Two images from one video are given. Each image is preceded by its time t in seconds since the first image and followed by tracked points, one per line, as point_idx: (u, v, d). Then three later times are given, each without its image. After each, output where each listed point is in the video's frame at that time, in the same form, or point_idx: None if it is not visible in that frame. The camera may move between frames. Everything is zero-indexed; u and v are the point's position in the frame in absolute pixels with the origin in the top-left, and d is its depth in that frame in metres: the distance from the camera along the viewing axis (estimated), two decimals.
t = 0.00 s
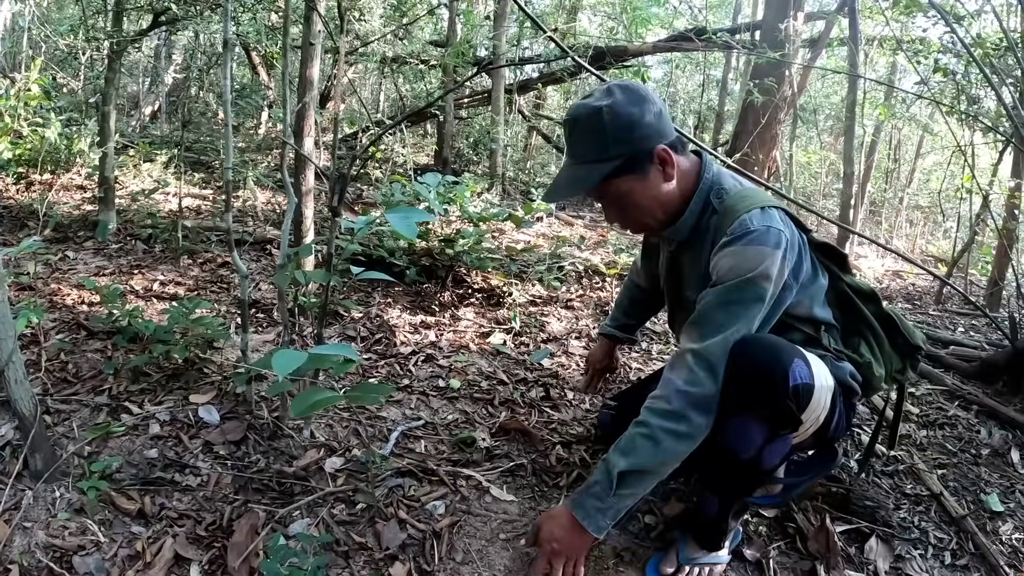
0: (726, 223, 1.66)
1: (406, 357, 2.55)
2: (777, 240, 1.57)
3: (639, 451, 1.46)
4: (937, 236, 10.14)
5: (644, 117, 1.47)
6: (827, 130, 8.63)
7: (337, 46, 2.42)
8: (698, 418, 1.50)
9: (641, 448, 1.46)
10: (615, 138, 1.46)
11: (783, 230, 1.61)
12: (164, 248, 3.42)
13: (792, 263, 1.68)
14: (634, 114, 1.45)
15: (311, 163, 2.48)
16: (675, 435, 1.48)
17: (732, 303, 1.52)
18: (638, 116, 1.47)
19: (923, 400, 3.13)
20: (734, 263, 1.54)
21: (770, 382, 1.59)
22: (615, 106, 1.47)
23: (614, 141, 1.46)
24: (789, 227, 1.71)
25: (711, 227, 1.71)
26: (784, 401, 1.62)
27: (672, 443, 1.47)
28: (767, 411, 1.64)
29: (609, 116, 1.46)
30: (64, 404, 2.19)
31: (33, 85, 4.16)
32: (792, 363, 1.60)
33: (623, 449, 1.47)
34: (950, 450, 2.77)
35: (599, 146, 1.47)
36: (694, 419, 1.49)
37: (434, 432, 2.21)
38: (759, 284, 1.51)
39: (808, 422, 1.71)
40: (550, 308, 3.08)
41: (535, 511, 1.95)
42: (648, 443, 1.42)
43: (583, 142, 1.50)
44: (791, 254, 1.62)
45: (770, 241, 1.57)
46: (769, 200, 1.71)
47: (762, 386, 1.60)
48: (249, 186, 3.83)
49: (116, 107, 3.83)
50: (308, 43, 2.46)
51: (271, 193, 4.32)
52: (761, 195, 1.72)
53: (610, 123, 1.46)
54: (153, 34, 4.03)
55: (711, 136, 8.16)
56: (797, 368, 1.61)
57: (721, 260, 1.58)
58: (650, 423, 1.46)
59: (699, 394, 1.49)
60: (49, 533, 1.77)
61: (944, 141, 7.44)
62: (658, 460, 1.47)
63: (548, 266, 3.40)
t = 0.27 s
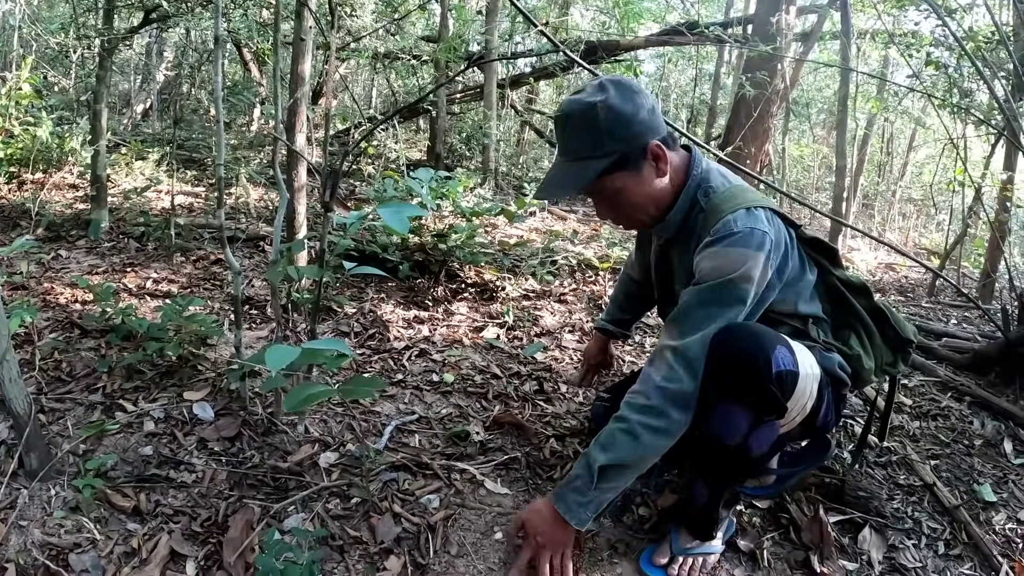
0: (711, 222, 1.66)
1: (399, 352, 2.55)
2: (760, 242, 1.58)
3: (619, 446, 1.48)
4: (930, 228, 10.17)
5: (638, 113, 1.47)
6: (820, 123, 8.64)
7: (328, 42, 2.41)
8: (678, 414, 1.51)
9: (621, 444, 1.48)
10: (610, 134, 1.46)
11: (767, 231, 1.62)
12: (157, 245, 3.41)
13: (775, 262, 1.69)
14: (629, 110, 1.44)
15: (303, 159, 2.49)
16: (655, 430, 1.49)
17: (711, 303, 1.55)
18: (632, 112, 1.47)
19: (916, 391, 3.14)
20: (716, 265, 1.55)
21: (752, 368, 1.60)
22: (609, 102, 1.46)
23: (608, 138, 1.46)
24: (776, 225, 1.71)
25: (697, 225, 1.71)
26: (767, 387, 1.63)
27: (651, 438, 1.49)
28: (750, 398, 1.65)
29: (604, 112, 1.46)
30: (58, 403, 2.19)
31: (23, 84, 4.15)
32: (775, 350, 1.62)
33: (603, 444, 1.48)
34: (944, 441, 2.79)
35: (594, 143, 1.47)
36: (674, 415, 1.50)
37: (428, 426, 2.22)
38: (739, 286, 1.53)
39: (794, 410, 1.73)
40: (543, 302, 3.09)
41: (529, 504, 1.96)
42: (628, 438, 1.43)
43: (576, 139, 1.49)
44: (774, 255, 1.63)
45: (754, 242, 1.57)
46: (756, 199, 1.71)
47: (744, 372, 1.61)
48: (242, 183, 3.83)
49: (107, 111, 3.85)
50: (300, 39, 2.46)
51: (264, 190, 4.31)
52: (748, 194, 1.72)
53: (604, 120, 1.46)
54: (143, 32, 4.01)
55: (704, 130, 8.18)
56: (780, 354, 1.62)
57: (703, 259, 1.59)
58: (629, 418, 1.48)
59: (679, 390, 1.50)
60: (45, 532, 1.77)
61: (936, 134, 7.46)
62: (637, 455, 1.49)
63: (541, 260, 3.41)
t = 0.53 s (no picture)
0: (700, 204, 1.68)
1: (393, 339, 2.56)
2: (749, 223, 1.60)
3: (612, 428, 1.49)
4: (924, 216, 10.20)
5: (645, 85, 1.54)
6: (813, 112, 8.65)
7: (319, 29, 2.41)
8: (670, 396, 1.52)
9: (613, 426, 1.49)
10: (620, 103, 1.51)
11: (755, 213, 1.63)
12: (150, 236, 3.41)
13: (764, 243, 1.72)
14: (640, 81, 1.51)
15: (295, 147, 2.49)
16: (647, 412, 1.51)
17: (701, 284, 1.56)
18: (640, 84, 1.53)
19: (909, 377, 3.17)
20: (705, 246, 1.57)
21: (740, 349, 1.61)
22: (621, 73, 1.52)
23: (619, 106, 1.50)
24: (764, 208, 1.73)
25: (686, 208, 1.73)
26: (757, 369, 1.65)
27: (644, 420, 1.50)
28: (739, 378, 1.67)
29: (615, 82, 1.51)
30: (53, 393, 2.20)
31: (14, 77, 4.11)
32: (765, 331, 1.63)
33: (596, 427, 1.49)
34: (936, 426, 2.82)
35: (605, 111, 1.50)
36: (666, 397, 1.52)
37: (422, 411, 2.24)
38: (728, 267, 1.55)
39: (785, 393, 1.74)
40: (536, 289, 3.10)
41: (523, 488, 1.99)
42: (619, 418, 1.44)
43: (586, 107, 1.52)
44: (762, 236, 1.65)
45: (742, 224, 1.59)
46: (745, 181, 1.73)
47: (730, 353, 1.63)
48: (235, 173, 3.82)
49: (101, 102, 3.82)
50: (290, 27, 2.45)
51: (257, 180, 4.30)
52: (738, 176, 1.74)
53: (616, 89, 1.50)
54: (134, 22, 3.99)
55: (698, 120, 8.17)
56: (770, 336, 1.63)
57: (693, 240, 1.61)
58: (621, 401, 1.49)
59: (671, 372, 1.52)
60: (41, 520, 1.78)
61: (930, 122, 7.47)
62: (631, 437, 1.50)
63: (534, 247, 3.42)
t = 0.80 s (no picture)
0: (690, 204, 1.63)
1: (394, 329, 2.56)
2: (736, 222, 1.52)
3: (567, 397, 1.32)
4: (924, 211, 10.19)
5: (665, 71, 1.57)
6: (815, 104, 8.61)
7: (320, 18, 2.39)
8: (638, 370, 1.35)
9: (569, 395, 1.32)
10: (643, 80, 1.52)
11: (746, 214, 1.56)
12: (150, 227, 3.40)
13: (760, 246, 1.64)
14: (664, 63, 1.53)
15: (296, 137, 2.49)
16: (610, 382, 1.34)
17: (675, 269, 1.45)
18: (660, 68, 1.55)
19: (909, 370, 3.17)
20: (685, 238, 1.49)
21: (741, 342, 1.61)
22: (646, 54, 1.54)
23: (641, 83, 1.52)
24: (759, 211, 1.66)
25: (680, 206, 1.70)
26: (760, 361, 1.64)
27: (605, 390, 1.33)
28: (741, 370, 1.68)
29: (640, 60, 1.53)
30: (53, 384, 2.20)
31: (13, 69, 4.09)
32: (768, 324, 1.62)
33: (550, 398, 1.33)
34: (936, 419, 2.82)
35: (627, 85, 1.51)
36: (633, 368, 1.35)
37: (423, 402, 2.23)
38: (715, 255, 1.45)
39: (788, 384, 1.74)
40: (537, 280, 3.09)
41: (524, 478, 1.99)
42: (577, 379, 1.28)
43: (608, 80, 1.53)
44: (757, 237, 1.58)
45: (730, 223, 1.52)
46: (739, 179, 1.70)
47: (732, 345, 1.63)
48: (235, 164, 3.81)
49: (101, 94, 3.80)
50: (291, 16, 2.43)
51: (257, 171, 4.29)
52: (733, 175, 1.70)
53: (640, 66, 1.52)
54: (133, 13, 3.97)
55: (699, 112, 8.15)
56: (772, 329, 1.63)
57: (682, 232, 1.53)
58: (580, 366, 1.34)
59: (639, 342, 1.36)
60: (41, 511, 1.77)
61: (932, 116, 7.44)
62: (589, 408, 1.31)
63: (535, 239, 3.41)
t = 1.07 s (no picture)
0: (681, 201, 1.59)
1: (401, 323, 2.56)
2: (725, 216, 1.48)
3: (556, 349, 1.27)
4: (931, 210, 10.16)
5: (663, 70, 1.56)
6: (823, 102, 8.58)
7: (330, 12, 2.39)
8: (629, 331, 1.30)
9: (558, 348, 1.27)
10: (642, 80, 1.51)
11: (737, 210, 1.51)
12: (158, 221, 3.41)
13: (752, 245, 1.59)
14: (662, 63, 1.52)
15: (306, 131, 2.50)
16: (600, 340, 1.28)
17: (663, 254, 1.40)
18: (659, 68, 1.55)
19: (916, 369, 3.15)
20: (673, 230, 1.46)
21: (737, 340, 1.60)
22: (644, 53, 1.53)
23: (640, 83, 1.51)
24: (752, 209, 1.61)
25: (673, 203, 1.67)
26: (757, 360, 1.62)
27: (596, 346, 1.27)
28: (738, 367, 1.66)
29: (639, 60, 1.52)
30: (61, 376, 2.20)
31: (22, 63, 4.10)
32: (765, 322, 1.60)
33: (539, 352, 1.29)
34: (943, 418, 2.81)
35: (626, 84, 1.50)
36: (625, 330, 1.30)
37: (431, 396, 2.23)
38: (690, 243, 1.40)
39: (790, 382, 1.71)
40: (545, 275, 3.09)
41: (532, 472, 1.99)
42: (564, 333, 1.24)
43: (607, 80, 1.52)
44: (748, 234, 1.51)
45: (720, 217, 1.48)
46: (736, 177, 1.65)
47: (731, 342, 1.62)
48: (242, 159, 3.81)
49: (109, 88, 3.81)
50: (301, 10, 2.43)
51: (265, 166, 4.29)
52: (728, 173, 1.65)
53: (639, 65, 1.51)
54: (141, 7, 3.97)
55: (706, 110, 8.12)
56: (770, 326, 1.60)
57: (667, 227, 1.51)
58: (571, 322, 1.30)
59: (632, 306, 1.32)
60: (48, 502, 1.77)
61: (939, 115, 7.41)
62: (575, 364, 1.26)
63: (542, 234, 3.41)
